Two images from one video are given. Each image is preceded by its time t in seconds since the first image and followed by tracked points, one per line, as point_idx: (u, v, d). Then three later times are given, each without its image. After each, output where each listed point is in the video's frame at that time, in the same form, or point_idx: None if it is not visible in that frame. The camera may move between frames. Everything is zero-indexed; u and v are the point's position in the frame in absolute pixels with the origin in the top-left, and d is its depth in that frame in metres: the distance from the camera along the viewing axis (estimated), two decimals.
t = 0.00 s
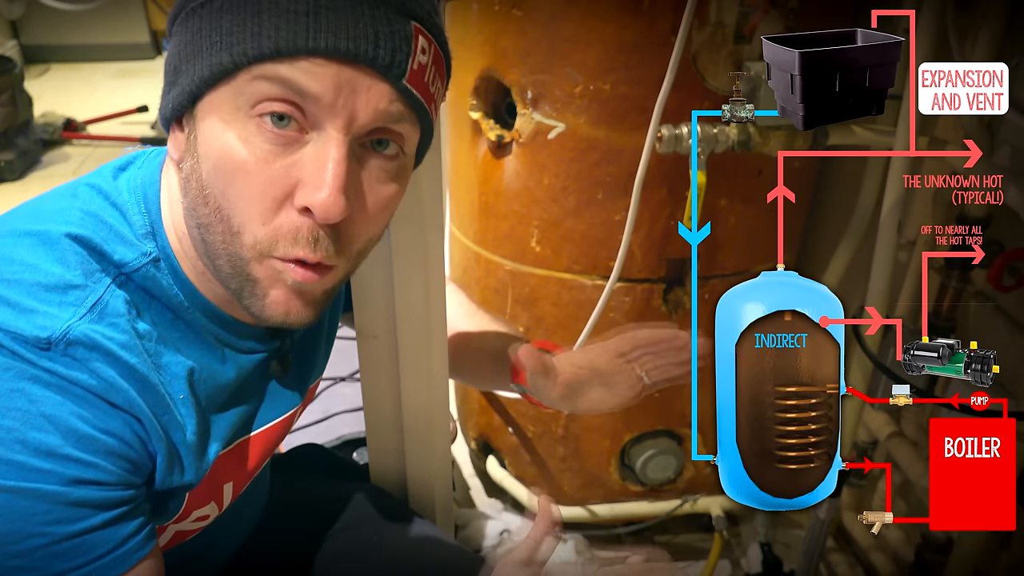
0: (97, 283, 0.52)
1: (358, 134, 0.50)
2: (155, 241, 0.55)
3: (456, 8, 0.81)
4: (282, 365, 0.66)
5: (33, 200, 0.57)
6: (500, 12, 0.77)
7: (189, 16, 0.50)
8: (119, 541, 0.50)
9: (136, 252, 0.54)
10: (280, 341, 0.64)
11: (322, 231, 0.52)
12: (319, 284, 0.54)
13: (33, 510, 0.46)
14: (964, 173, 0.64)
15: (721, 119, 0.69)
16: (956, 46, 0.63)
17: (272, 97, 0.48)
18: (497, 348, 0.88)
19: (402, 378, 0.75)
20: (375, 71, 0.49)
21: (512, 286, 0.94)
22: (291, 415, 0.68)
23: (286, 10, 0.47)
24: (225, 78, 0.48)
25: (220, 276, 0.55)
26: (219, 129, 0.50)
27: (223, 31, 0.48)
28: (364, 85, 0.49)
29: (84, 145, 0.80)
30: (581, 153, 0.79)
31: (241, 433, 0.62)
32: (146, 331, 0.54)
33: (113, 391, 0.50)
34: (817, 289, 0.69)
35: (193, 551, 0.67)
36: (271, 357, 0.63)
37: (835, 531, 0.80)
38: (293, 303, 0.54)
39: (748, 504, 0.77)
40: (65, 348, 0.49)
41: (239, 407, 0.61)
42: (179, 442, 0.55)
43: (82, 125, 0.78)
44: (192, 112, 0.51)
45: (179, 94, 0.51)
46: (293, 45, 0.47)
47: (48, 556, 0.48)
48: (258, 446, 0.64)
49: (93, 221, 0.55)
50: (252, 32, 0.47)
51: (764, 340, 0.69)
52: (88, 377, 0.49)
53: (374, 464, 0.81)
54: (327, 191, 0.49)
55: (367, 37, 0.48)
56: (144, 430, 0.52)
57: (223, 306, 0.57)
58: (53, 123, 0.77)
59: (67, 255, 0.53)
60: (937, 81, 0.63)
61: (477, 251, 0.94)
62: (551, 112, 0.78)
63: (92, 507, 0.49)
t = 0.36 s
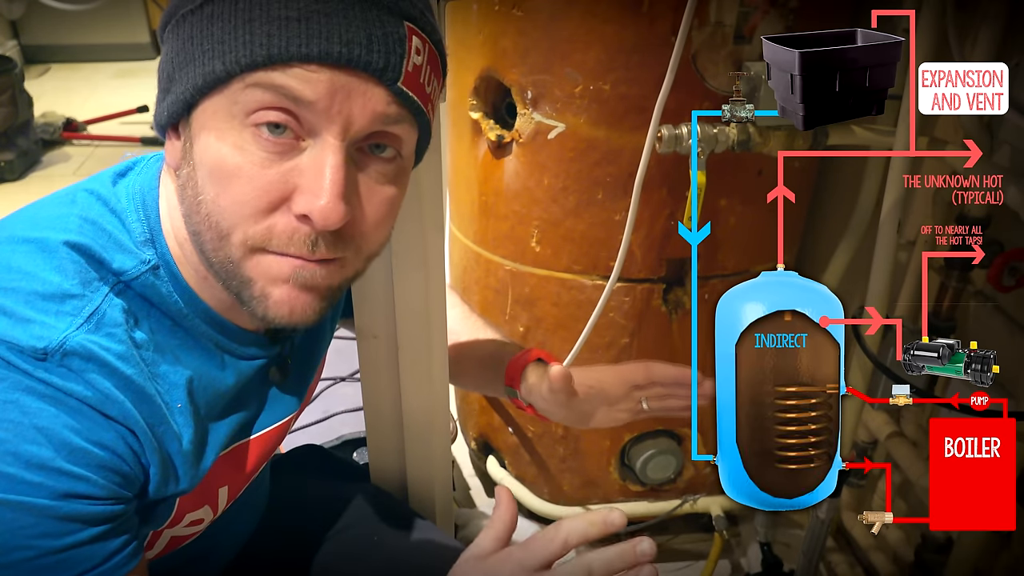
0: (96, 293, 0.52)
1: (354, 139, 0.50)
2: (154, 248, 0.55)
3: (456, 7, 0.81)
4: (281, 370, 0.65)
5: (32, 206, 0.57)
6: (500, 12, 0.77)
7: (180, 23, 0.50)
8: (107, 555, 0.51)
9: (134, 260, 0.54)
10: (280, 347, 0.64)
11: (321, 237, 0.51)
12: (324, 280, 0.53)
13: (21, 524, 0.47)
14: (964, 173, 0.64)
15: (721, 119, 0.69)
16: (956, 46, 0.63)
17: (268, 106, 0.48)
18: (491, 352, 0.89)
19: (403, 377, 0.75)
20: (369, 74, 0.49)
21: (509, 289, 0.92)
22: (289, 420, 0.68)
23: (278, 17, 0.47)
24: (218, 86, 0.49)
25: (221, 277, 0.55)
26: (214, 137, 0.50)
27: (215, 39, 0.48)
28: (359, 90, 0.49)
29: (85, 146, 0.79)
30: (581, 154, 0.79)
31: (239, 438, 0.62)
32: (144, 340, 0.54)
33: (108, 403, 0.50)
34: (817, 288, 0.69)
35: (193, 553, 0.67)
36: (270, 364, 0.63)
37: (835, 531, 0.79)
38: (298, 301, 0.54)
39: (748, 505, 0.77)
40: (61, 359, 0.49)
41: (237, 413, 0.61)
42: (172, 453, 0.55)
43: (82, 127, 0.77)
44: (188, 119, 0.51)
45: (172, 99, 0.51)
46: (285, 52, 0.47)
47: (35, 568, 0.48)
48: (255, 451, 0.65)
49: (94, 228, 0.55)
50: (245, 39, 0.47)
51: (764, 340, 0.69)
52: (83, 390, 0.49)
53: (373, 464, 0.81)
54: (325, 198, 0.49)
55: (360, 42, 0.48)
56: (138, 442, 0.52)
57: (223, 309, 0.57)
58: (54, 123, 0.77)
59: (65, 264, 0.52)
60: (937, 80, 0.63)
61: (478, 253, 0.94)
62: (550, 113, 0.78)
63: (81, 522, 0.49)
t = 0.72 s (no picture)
0: (98, 292, 0.52)
1: (370, 137, 0.50)
2: (155, 249, 0.55)
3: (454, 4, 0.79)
4: (285, 367, 0.66)
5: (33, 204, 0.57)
6: (500, 12, 0.77)
7: (185, 27, 0.49)
8: (109, 554, 0.51)
9: (136, 261, 0.54)
10: (281, 347, 0.64)
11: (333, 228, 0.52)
12: (322, 288, 0.54)
13: (26, 521, 0.46)
14: (964, 173, 0.64)
15: (721, 120, 0.70)
16: (956, 47, 0.63)
17: (280, 106, 0.48)
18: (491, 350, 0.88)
19: (403, 377, 0.76)
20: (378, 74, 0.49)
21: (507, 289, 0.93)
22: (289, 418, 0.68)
23: (297, 22, 0.46)
24: (231, 90, 0.48)
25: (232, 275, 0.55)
26: (227, 142, 0.50)
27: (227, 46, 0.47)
28: (370, 91, 0.49)
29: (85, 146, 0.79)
30: (581, 154, 0.79)
31: (239, 436, 0.63)
32: (147, 338, 0.54)
33: (112, 401, 0.51)
34: (817, 288, 0.69)
35: (196, 551, 0.68)
36: (271, 362, 0.63)
37: (835, 530, 0.79)
38: (303, 299, 0.54)
39: (748, 504, 0.77)
40: (65, 357, 0.49)
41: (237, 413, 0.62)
42: (174, 450, 0.55)
43: (83, 126, 0.77)
44: (195, 121, 0.50)
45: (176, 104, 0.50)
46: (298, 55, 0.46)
47: (41, 565, 0.48)
48: (257, 449, 0.65)
49: (95, 228, 0.54)
50: (259, 43, 0.47)
51: (764, 340, 0.69)
52: (89, 388, 0.50)
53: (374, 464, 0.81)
54: (339, 196, 0.50)
55: (370, 41, 0.48)
56: (140, 439, 0.53)
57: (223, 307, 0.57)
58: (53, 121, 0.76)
59: (67, 263, 0.52)
60: (937, 80, 0.63)
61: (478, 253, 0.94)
62: (550, 113, 0.78)
63: (86, 518, 0.49)
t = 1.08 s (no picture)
0: (77, 300, 0.48)
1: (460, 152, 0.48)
2: (142, 254, 0.49)
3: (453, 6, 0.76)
4: (282, 364, 0.62)
5: (22, 209, 0.54)
6: (500, 12, 0.77)
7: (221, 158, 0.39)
8: (92, 560, 0.48)
9: (121, 267, 0.49)
10: (275, 340, 0.60)
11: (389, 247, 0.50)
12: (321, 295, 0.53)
13: (7, 528, 0.44)
14: (964, 173, 0.64)
15: (721, 120, 0.69)
16: (956, 47, 0.63)
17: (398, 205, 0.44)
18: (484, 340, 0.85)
19: (403, 377, 0.75)
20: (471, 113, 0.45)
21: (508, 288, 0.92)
22: (279, 418, 0.65)
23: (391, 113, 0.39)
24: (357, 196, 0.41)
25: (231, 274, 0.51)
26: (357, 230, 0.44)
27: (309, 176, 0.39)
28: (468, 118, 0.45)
29: (86, 146, 0.80)
30: (581, 154, 0.79)
31: (230, 433, 0.60)
32: (136, 342, 0.49)
33: (95, 406, 0.46)
34: (817, 289, 0.69)
35: (195, 551, 0.68)
36: (266, 358, 0.59)
37: (835, 531, 0.79)
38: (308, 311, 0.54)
39: (748, 504, 0.77)
40: (44, 363, 0.45)
41: (229, 410, 0.58)
42: (162, 453, 0.51)
43: (84, 127, 0.78)
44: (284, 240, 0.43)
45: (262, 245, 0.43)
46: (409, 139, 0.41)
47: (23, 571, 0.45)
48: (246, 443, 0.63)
49: (77, 236, 0.50)
50: (351, 153, 0.39)
51: (764, 340, 0.69)
52: (68, 393, 0.46)
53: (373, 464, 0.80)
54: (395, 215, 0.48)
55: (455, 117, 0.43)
56: (123, 443, 0.48)
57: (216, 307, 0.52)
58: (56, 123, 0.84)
59: (47, 270, 0.48)
60: (937, 80, 0.63)
61: (478, 253, 0.93)
62: (551, 113, 0.78)
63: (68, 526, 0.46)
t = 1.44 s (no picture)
0: (95, 314, 0.49)
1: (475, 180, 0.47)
2: (158, 269, 0.51)
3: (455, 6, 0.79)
4: (291, 377, 0.61)
5: (39, 220, 0.55)
6: (500, 12, 0.76)
7: (273, 151, 0.41)
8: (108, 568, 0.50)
9: (138, 282, 0.50)
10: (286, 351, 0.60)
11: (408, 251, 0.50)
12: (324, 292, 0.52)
13: (27, 541, 0.45)
14: (964, 173, 0.64)
15: (721, 119, 0.70)
16: (956, 48, 0.63)
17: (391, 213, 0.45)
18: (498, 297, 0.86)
19: (403, 376, 0.75)
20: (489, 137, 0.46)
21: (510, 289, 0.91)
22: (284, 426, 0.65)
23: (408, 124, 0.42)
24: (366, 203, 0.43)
25: (240, 284, 0.51)
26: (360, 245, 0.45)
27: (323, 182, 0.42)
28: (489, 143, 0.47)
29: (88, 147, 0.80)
30: (581, 154, 0.79)
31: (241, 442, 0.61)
32: (150, 356, 0.51)
33: (112, 419, 0.48)
34: (817, 289, 0.70)
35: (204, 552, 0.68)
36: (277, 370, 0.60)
37: (835, 530, 0.79)
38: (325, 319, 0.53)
39: (748, 504, 0.77)
40: (64, 378, 0.47)
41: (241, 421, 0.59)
42: (177, 467, 0.53)
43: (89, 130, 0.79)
44: (311, 244, 0.45)
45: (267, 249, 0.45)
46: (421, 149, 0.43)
47: None
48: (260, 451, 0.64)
49: (94, 249, 0.51)
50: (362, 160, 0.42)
51: (764, 340, 0.69)
52: (87, 407, 0.47)
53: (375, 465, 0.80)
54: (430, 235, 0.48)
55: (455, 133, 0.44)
56: (139, 457, 0.50)
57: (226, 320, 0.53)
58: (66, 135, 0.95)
59: (64, 284, 0.50)
60: (937, 80, 0.63)
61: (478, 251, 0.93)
62: (551, 113, 0.78)
63: (83, 538, 0.48)
